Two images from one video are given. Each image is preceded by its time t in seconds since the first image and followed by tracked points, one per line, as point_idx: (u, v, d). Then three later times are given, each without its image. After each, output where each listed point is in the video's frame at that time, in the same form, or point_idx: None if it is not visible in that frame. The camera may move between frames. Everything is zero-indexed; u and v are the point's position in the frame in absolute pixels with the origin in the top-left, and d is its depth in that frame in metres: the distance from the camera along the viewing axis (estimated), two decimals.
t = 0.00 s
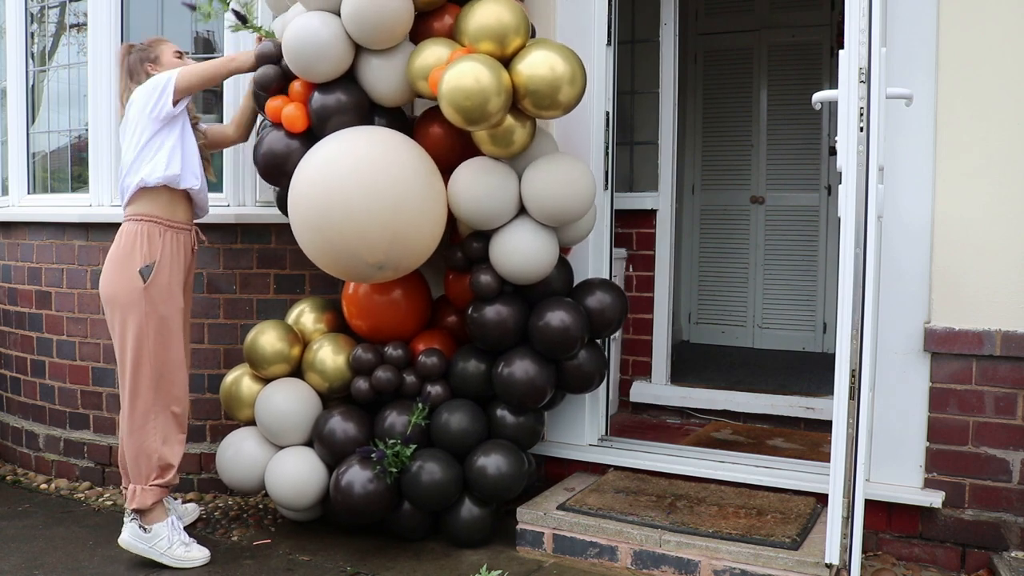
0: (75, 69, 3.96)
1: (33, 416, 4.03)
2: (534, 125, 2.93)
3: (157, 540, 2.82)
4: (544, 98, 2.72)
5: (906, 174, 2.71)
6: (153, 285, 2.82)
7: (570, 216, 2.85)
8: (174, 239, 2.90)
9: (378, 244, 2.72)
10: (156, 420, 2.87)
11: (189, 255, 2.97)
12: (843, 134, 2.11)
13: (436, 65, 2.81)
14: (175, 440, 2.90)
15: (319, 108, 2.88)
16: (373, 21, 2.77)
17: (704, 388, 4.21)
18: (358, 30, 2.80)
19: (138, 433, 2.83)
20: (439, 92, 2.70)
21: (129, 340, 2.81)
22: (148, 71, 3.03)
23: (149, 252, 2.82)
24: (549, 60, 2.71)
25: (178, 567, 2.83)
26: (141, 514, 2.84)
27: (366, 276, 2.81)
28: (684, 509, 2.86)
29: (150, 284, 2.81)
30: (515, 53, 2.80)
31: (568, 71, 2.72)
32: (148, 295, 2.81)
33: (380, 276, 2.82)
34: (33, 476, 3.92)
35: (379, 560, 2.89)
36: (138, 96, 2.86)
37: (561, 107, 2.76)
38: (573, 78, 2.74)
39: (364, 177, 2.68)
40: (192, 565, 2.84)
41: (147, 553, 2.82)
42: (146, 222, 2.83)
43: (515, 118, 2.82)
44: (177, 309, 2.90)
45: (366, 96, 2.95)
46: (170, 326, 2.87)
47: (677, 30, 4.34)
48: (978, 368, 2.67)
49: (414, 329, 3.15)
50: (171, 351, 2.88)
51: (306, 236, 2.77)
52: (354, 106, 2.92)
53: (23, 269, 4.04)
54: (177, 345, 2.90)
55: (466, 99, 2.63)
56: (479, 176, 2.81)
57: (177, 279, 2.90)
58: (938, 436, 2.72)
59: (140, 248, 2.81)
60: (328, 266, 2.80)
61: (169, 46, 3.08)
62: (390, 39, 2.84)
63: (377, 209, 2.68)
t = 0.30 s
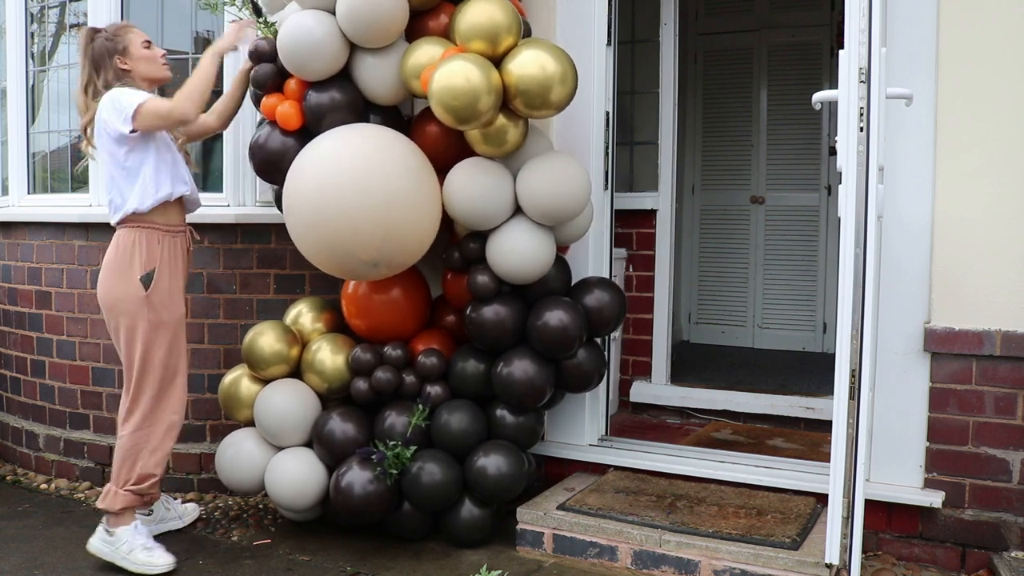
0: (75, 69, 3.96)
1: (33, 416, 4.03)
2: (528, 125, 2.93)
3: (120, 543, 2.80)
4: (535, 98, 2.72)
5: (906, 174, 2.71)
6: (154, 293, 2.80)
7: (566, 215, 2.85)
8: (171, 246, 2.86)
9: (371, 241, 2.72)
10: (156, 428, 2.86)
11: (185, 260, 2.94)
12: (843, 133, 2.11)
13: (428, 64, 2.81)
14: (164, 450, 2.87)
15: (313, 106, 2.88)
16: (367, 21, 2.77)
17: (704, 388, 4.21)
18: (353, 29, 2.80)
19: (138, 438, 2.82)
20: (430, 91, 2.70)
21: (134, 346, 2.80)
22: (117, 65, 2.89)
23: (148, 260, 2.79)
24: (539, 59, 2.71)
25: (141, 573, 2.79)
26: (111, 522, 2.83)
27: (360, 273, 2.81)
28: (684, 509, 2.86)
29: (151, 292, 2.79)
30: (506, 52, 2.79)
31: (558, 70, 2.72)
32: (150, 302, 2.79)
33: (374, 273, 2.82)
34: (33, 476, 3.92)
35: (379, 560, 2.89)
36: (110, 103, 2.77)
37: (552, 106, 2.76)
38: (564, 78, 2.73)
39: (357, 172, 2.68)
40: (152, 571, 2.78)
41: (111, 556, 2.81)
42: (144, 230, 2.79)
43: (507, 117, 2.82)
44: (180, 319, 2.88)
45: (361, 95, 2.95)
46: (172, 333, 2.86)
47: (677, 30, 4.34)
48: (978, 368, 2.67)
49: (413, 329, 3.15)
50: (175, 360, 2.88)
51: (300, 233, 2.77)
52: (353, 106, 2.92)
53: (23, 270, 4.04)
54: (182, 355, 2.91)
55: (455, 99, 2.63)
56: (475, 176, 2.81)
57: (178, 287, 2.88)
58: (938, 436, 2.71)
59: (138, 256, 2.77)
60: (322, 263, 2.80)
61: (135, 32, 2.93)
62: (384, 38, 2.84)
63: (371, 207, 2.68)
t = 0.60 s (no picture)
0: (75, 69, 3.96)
1: (33, 416, 4.03)
2: (532, 126, 2.93)
3: (111, 554, 2.78)
4: (541, 99, 2.72)
5: (906, 174, 2.71)
6: (128, 309, 2.73)
7: (570, 217, 2.85)
8: (146, 256, 2.78)
9: (378, 244, 2.72)
10: (126, 448, 2.81)
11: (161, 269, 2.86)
12: (843, 133, 2.11)
13: (434, 65, 2.81)
14: (142, 468, 2.84)
15: (317, 109, 2.88)
16: (372, 22, 2.77)
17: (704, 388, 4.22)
18: (358, 31, 2.80)
19: (112, 459, 2.78)
20: (435, 93, 2.70)
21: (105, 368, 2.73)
22: (100, 57, 2.73)
23: (122, 274, 2.72)
24: (545, 60, 2.71)
25: None
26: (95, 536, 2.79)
27: (365, 277, 2.81)
28: (684, 509, 2.86)
29: (125, 309, 2.72)
30: (512, 53, 2.79)
31: (564, 71, 2.72)
32: (122, 321, 2.72)
33: (380, 276, 2.82)
34: (33, 476, 3.92)
35: (379, 560, 2.89)
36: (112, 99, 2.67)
37: (558, 107, 2.76)
38: (569, 79, 2.74)
39: (362, 175, 2.68)
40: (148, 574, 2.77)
41: (106, 569, 2.79)
42: (115, 241, 2.72)
43: (512, 118, 2.81)
44: (152, 336, 2.81)
45: (364, 97, 2.95)
46: (144, 352, 2.79)
47: (677, 30, 4.34)
48: (978, 368, 2.67)
49: (414, 329, 3.15)
50: (147, 379, 2.82)
51: (306, 237, 2.77)
52: (354, 108, 2.93)
53: (23, 270, 4.04)
54: (154, 374, 2.84)
55: (462, 100, 2.63)
56: (479, 177, 2.81)
57: (153, 300, 2.80)
58: (938, 436, 2.72)
59: (111, 269, 2.70)
60: (328, 266, 2.80)
61: (120, 17, 2.76)
62: (389, 41, 2.84)
63: (379, 210, 2.69)
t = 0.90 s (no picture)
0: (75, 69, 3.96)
1: (33, 416, 4.03)
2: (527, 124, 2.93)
3: (111, 554, 2.73)
4: (534, 97, 2.71)
5: (906, 174, 2.71)
6: (106, 310, 2.60)
7: (566, 215, 2.85)
8: (120, 255, 2.65)
9: (373, 242, 2.72)
10: (117, 448, 2.69)
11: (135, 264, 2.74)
12: (843, 133, 2.11)
13: (428, 63, 2.81)
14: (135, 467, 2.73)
15: (313, 107, 2.88)
16: (367, 21, 2.77)
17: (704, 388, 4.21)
18: (352, 29, 2.80)
19: (103, 463, 2.66)
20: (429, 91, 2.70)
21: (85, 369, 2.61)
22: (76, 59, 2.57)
23: (95, 275, 2.59)
24: (539, 58, 2.70)
25: None
26: (95, 535, 2.73)
27: (361, 275, 2.81)
28: (684, 509, 2.85)
29: (103, 309, 2.60)
30: (505, 51, 2.79)
31: (558, 69, 2.71)
32: (99, 322, 2.59)
33: (376, 274, 2.82)
34: (33, 476, 3.92)
35: (379, 560, 2.89)
36: (106, 118, 2.52)
37: (552, 105, 2.76)
38: (563, 78, 2.73)
39: (358, 174, 2.68)
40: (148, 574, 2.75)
41: (106, 569, 2.74)
42: (88, 241, 2.59)
43: (506, 116, 2.81)
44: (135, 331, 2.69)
45: (360, 95, 2.95)
46: (127, 348, 2.66)
47: (677, 30, 4.34)
48: (978, 368, 2.66)
49: (413, 329, 3.15)
50: (129, 376, 2.68)
51: (302, 235, 2.77)
52: (352, 107, 2.93)
53: (23, 270, 4.03)
54: (136, 370, 2.70)
55: (454, 98, 2.63)
56: (474, 176, 2.81)
57: (130, 297, 2.68)
58: (938, 436, 2.71)
59: (84, 271, 2.57)
60: (324, 264, 2.80)
61: (112, 27, 2.60)
62: (384, 39, 2.84)
63: (373, 208, 2.69)
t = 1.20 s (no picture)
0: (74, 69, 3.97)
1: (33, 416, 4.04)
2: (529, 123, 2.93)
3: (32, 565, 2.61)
4: (536, 96, 2.71)
5: (906, 174, 2.71)
6: (60, 310, 2.52)
7: (568, 214, 2.85)
8: (89, 255, 2.58)
9: (373, 238, 2.72)
10: (71, 459, 2.54)
11: (113, 271, 2.66)
12: (843, 133, 2.11)
13: (429, 63, 2.81)
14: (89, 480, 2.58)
15: (314, 105, 2.88)
16: (369, 19, 2.77)
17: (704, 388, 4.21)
18: (355, 27, 2.80)
19: (57, 477, 2.52)
20: (431, 89, 2.70)
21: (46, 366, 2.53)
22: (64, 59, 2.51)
23: (57, 275, 2.52)
24: (541, 57, 2.70)
25: None
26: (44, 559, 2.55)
27: (361, 272, 2.81)
28: (684, 509, 2.86)
29: (57, 309, 2.51)
30: (507, 51, 2.79)
31: (560, 69, 2.71)
32: (56, 322, 2.52)
33: (375, 271, 2.82)
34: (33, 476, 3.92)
35: (379, 560, 2.89)
36: (59, 138, 2.41)
37: (553, 105, 2.75)
38: (565, 77, 2.73)
39: (357, 170, 2.68)
40: None
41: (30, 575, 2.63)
42: (52, 241, 2.54)
43: (507, 115, 2.81)
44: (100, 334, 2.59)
45: (361, 93, 2.95)
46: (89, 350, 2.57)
47: (677, 30, 4.34)
48: (978, 368, 2.66)
49: (413, 328, 3.15)
50: (91, 383, 2.57)
51: (300, 232, 2.77)
52: (353, 107, 2.92)
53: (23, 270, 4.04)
54: (99, 376, 2.59)
55: (456, 97, 2.63)
56: (475, 175, 2.81)
57: (93, 299, 2.58)
58: (938, 436, 2.72)
59: (46, 271, 2.52)
60: (323, 261, 2.80)
61: (105, 25, 2.54)
62: (386, 37, 2.84)
63: (372, 203, 2.68)
